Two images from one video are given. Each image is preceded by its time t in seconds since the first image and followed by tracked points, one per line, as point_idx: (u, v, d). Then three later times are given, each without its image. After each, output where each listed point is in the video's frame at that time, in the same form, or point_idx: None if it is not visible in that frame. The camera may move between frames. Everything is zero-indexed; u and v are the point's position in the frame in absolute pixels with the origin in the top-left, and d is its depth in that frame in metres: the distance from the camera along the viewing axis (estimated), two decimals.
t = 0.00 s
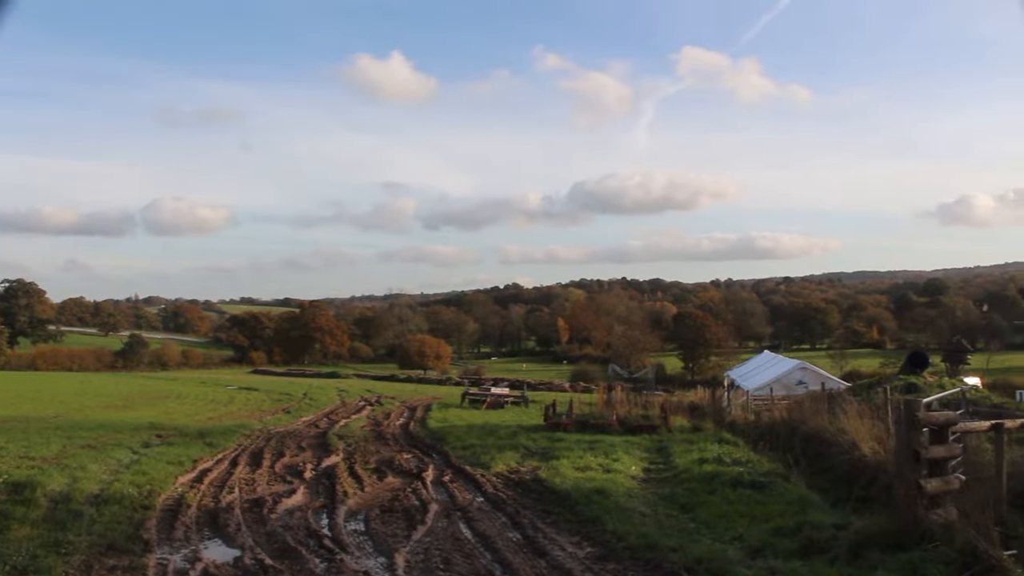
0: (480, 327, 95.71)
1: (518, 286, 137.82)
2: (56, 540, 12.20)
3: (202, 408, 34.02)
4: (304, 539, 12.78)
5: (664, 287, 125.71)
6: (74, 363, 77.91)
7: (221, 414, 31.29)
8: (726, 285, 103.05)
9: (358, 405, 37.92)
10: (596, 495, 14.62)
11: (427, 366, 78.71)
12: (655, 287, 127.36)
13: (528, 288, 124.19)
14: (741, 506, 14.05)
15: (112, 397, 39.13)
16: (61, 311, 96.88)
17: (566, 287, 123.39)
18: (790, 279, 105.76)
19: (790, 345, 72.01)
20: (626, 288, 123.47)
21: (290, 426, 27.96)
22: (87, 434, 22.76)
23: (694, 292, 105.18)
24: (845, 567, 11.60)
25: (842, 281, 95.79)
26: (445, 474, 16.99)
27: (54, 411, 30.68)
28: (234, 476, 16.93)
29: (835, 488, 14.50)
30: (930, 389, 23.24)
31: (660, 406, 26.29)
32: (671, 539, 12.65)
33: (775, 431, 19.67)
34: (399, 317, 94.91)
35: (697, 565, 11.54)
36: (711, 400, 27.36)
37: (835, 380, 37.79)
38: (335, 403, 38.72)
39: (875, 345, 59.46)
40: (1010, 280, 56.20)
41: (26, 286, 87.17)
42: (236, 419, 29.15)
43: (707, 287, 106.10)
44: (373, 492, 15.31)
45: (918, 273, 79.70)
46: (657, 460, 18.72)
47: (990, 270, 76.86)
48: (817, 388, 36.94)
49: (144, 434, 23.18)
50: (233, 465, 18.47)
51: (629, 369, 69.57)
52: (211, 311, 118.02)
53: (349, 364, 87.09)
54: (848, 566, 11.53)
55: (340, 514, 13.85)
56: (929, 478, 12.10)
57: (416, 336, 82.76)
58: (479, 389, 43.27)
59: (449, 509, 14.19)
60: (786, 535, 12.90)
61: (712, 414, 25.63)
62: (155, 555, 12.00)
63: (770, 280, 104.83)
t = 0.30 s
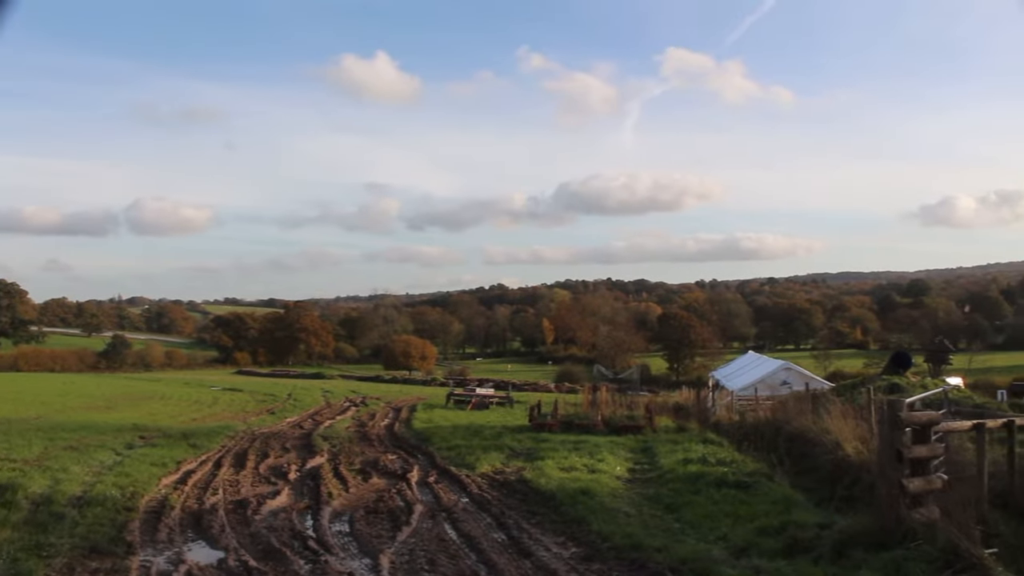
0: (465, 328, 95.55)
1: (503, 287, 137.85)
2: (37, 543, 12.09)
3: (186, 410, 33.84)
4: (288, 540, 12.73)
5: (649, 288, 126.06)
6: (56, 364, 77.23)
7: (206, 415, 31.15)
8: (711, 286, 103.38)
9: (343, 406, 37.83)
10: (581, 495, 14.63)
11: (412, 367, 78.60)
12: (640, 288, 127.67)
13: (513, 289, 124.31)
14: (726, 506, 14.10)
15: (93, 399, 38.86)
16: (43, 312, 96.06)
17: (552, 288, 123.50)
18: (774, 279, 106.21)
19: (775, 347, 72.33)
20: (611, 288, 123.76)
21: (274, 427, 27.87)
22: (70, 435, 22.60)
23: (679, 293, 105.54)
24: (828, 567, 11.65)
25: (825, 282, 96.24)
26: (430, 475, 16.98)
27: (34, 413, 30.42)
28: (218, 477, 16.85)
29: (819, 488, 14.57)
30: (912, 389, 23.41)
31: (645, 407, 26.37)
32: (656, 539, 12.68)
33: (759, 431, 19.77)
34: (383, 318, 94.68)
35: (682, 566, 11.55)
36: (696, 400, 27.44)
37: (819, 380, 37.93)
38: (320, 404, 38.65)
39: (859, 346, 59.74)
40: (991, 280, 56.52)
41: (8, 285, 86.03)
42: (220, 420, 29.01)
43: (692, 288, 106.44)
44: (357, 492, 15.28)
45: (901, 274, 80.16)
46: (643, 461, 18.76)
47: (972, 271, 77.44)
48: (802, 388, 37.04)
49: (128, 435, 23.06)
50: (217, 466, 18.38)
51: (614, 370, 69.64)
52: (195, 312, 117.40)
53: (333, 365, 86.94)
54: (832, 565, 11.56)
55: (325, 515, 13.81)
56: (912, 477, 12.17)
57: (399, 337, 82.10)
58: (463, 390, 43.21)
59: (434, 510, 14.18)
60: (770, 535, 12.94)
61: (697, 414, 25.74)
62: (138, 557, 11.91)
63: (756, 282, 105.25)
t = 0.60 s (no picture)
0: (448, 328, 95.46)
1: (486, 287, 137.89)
2: (16, 546, 11.99)
3: (165, 411, 33.61)
4: (270, 542, 12.67)
5: (632, 288, 126.51)
6: (35, 366, 76.50)
7: (186, 417, 30.97)
8: (694, 287, 103.83)
9: (325, 407, 37.72)
10: (564, 496, 14.65)
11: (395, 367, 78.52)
12: (623, 288, 128.08)
13: (496, 290, 124.39)
14: (708, 506, 14.14)
15: (71, 400, 38.51)
16: (22, 313, 95.15)
17: (535, 288, 123.66)
18: (756, 280, 106.54)
19: (757, 347, 72.76)
20: (594, 289, 124.06)
21: (256, 428, 27.75)
22: (49, 437, 22.42)
23: (661, 293, 105.96)
24: (810, 566, 11.69)
25: (807, 282, 96.67)
26: (412, 476, 16.97)
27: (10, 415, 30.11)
28: (199, 479, 16.75)
29: (801, 487, 14.65)
30: (893, 389, 23.59)
31: (628, 407, 26.44)
32: (638, 540, 12.71)
33: (741, 431, 19.88)
34: (366, 318, 94.48)
35: (664, 566, 11.58)
36: (678, 401, 27.54)
37: (800, 380, 38.17)
38: (302, 405, 38.51)
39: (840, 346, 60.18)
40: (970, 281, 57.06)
41: None
42: (200, 422, 28.86)
43: (676, 289, 106.87)
44: (340, 493, 15.24)
45: (882, 275, 80.79)
46: (626, 461, 18.80)
47: (951, 271, 78.07)
48: (784, 389, 37.29)
49: (107, 437, 22.89)
50: (198, 468, 18.27)
51: (597, 371, 69.74)
52: (177, 312, 116.69)
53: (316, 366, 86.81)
54: (813, 565, 11.62)
55: (307, 516, 13.76)
56: (892, 476, 12.25)
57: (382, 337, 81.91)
58: (445, 391, 43.18)
59: (416, 510, 14.16)
60: (752, 535, 12.98)
61: (680, 415, 25.86)
62: (118, 560, 11.83)
63: (738, 283, 105.85)
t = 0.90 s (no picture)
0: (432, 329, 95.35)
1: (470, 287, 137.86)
2: None
3: (146, 412, 33.37)
4: (254, 544, 12.61)
5: (616, 289, 126.91)
6: (16, 368, 75.81)
7: (169, 418, 30.81)
8: (679, 287, 104.25)
9: (308, 408, 37.58)
10: (548, 497, 14.66)
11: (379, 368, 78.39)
12: (607, 289, 128.44)
13: (481, 291, 124.37)
14: (692, 506, 14.19)
15: (51, 402, 38.18)
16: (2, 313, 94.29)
17: (518, 288, 123.80)
18: (740, 282, 107.17)
19: (741, 347, 73.13)
20: (578, 289, 124.34)
21: (240, 429, 27.66)
22: (29, 439, 22.23)
23: (645, 294, 106.40)
24: (793, 565, 11.73)
25: (791, 284, 97.36)
26: (397, 477, 16.95)
27: None
28: (182, 480, 16.67)
29: (784, 487, 14.71)
30: (875, 390, 23.76)
31: (612, 408, 26.52)
32: (623, 540, 12.72)
33: (725, 431, 19.96)
34: (350, 319, 94.23)
35: (648, 566, 11.60)
36: (663, 401, 27.63)
37: (784, 381, 38.37)
38: (285, 406, 38.35)
39: (823, 347, 60.57)
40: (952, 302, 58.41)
41: None
42: (183, 423, 28.71)
43: (660, 289, 107.30)
44: (324, 495, 15.18)
45: (864, 276, 81.39)
46: (610, 462, 18.84)
47: (932, 273, 78.87)
48: (767, 389, 37.49)
49: (89, 439, 22.74)
50: (182, 469, 18.18)
51: (581, 371, 69.73)
52: (159, 313, 116.00)
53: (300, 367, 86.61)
54: (796, 563, 11.66)
55: (291, 517, 13.72)
56: (875, 476, 12.32)
57: (367, 338, 81.86)
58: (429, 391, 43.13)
59: (401, 511, 14.15)
60: (736, 535, 13.02)
61: (664, 416, 25.96)
62: (100, 562, 11.74)
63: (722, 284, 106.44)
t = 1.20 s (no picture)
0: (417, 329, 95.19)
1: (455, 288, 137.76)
2: None
3: (128, 414, 33.11)
4: (238, 545, 12.56)
5: (601, 290, 127.27)
6: None
7: (152, 419, 30.61)
8: (664, 288, 104.59)
9: (292, 409, 37.43)
10: (533, 497, 14.66)
11: (364, 368, 78.15)
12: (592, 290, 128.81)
13: (466, 291, 124.31)
14: (676, 507, 14.22)
15: (30, 403, 37.82)
16: None
17: (503, 288, 123.90)
18: (724, 283, 107.73)
19: (725, 348, 73.45)
20: (563, 290, 124.56)
21: (224, 430, 27.52)
22: (9, 441, 22.03)
23: (630, 295, 106.75)
24: (776, 565, 11.77)
25: (775, 284, 97.91)
26: (381, 477, 16.93)
27: None
28: (165, 481, 16.59)
29: (768, 487, 14.78)
30: (858, 390, 23.90)
31: (596, 408, 26.55)
32: (608, 540, 12.72)
33: (710, 432, 20.04)
34: (335, 320, 93.95)
35: (632, 566, 11.61)
36: (647, 402, 27.69)
37: (767, 381, 38.54)
38: (269, 407, 38.17)
39: (807, 347, 60.92)
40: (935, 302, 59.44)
41: None
42: (167, 424, 28.52)
43: (644, 290, 107.66)
44: (308, 496, 15.12)
45: (846, 277, 81.92)
46: (595, 462, 18.86)
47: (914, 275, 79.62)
48: (751, 389, 37.67)
49: (70, 440, 22.58)
50: (165, 470, 18.10)
51: (566, 372, 69.67)
52: (142, 313, 115.34)
53: (285, 368, 86.47)
54: (779, 563, 11.70)
55: (275, 519, 13.67)
56: (857, 476, 12.40)
57: (352, 339, 81.71)
58: (414, 391, 43.09)
59: (385, 512, 14.13)
60: (720, 535, 13.04)
61: (649, 416, 26.04)
62: (82, 565, 11.64)
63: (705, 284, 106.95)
